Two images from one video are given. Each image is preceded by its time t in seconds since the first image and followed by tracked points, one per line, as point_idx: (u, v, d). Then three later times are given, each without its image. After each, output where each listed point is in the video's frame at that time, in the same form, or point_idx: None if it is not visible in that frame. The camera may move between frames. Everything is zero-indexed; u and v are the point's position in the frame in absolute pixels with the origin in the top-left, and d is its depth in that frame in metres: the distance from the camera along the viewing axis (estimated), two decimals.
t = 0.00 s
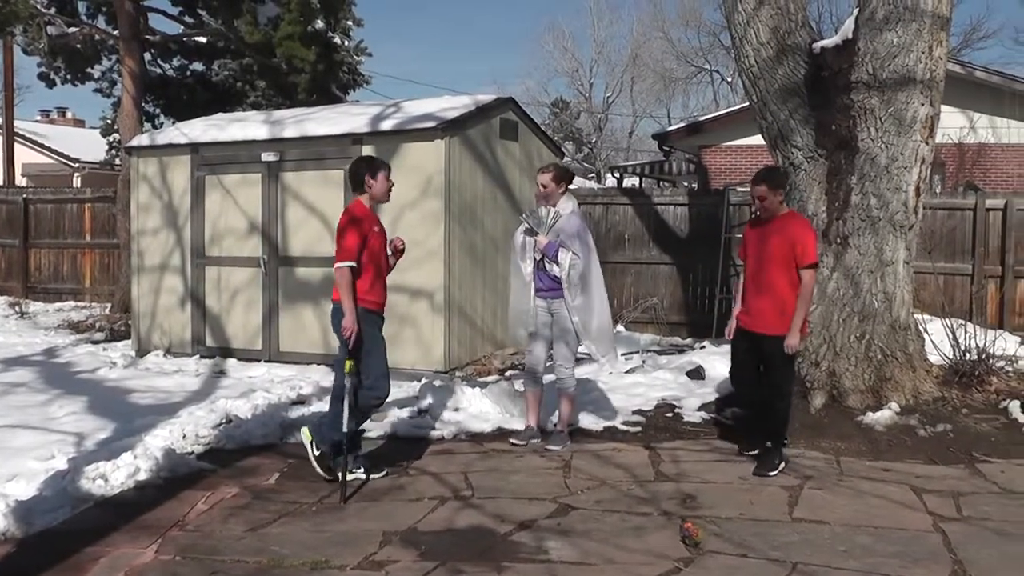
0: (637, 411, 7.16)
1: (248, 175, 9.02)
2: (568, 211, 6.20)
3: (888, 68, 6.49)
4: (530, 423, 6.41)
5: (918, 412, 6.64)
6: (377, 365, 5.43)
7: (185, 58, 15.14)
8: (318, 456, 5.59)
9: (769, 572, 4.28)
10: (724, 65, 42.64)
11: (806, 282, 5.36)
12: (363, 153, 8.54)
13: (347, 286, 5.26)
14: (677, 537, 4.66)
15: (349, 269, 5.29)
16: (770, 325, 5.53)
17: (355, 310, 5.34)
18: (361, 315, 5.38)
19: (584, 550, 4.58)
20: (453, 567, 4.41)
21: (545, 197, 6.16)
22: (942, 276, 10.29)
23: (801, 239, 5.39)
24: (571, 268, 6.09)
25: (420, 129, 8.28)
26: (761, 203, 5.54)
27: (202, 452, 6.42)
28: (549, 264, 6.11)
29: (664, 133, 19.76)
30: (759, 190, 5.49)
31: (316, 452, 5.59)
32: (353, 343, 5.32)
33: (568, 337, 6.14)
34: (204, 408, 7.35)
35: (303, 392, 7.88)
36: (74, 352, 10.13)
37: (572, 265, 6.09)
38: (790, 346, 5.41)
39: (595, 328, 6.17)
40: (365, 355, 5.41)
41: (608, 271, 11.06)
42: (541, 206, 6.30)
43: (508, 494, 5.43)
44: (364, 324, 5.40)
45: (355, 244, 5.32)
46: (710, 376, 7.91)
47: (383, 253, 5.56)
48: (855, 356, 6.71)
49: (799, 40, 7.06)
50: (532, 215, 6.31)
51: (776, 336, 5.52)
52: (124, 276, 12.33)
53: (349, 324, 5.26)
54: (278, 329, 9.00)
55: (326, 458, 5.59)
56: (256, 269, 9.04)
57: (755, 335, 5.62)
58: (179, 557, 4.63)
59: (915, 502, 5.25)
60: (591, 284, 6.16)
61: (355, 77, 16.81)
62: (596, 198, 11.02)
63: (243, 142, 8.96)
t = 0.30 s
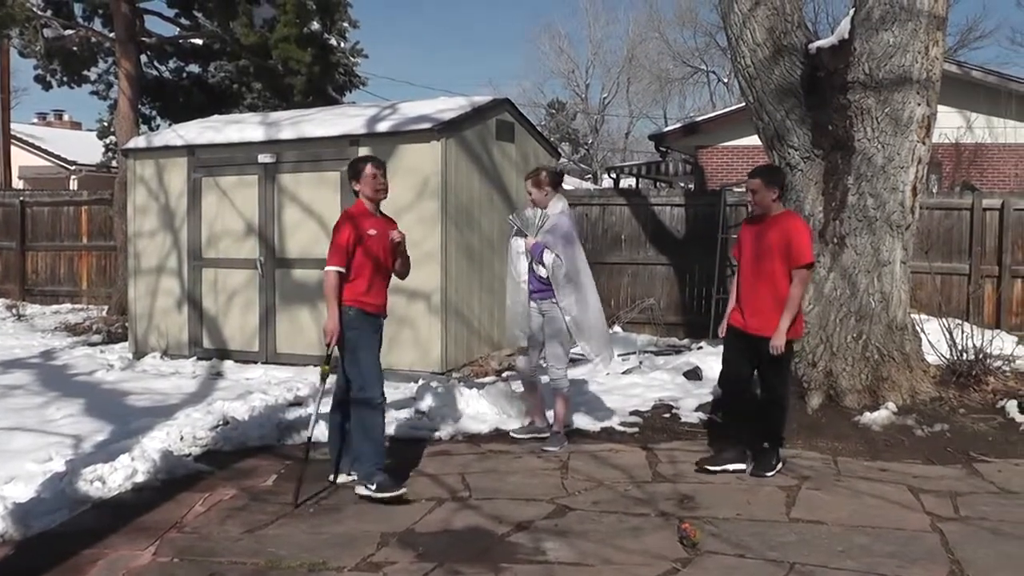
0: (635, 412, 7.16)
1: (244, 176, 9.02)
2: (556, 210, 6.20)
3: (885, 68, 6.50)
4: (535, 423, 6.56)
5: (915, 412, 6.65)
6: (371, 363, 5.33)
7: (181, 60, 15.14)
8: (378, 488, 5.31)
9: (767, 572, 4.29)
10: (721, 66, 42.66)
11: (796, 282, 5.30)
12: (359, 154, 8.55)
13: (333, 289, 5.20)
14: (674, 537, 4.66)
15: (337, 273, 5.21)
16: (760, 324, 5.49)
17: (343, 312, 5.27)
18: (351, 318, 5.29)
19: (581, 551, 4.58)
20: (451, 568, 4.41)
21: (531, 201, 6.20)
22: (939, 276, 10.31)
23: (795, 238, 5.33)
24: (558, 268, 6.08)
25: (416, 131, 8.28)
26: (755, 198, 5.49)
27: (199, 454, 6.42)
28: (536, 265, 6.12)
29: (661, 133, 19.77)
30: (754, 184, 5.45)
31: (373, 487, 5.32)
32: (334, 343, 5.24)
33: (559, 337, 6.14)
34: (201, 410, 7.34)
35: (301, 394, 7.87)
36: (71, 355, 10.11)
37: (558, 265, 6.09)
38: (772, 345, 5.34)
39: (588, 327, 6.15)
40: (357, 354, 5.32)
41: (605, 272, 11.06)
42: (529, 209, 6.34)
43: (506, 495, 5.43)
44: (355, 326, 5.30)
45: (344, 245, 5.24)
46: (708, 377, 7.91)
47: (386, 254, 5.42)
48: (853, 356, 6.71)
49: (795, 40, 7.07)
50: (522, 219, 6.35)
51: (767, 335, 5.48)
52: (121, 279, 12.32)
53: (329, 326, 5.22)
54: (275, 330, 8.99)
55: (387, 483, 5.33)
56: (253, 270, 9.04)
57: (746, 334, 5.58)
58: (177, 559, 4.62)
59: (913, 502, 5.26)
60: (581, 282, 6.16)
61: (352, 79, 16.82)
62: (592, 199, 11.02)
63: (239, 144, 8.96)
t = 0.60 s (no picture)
0: (634, 412, 7.16)
1: (243, 178, 9.02)
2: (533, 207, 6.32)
3: (884, 68, 6.50)
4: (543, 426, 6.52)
5: (915, 412, 6.65)
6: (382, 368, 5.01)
7: (180, 61, 15.14)
8: (387, 508, 5.04)
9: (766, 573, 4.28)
10: (719, 67, 42.66)
11: (796, 280, 5.29)
12: (359, 156, 8.55)
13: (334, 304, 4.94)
14: (674, 538, 4.65)
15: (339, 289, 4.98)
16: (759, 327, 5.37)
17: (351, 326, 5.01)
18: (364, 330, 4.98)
19: (581, 552, 4.58)
20: (450, 569, 4.41)
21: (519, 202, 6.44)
22: (939, 276, 10.31)
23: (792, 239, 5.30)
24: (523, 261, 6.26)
25: (415, 132, 8.28)
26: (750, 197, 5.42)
27: (199, 456, 6.42)
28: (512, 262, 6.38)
29: (659, 134, 19.77)
30: (751, 181, 5.42)
31: (383, 508, 5.06)
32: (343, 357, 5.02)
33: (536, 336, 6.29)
34: (201, 412, 7.32)
35: (300, 395, 7.87)
36: (71, 356, 10.11)
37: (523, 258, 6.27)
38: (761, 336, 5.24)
39: (568, 325, 6.28)
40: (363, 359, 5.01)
41: (605, 273, 11.06)
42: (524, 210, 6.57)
43: (505, 497, 5.43)
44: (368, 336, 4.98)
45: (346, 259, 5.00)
46: (707, 377, 7.91)
47: (395, 266, 5.13)
48: (852, 356, 6.71)
49: (794, 41, 7.07)
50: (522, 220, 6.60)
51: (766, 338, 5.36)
52: (121, 280, 12.32)
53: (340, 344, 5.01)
54: (274, 332, 8.99)
55: (396, 503, 5.04)
56: (252, 272, 9.04)
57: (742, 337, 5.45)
58: (176, 561, 4.62)
59: (912, 502, 5.25)
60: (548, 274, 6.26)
61: (351, 80, 16.83)
62: (592, 200, 11.04)
63: (238, 146, 8.96)
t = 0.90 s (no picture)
0: (621, 413, 7.17)
1: (231, 176, 8.99)
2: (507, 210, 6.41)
3: (872, 72, 6.51)
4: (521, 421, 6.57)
5: (901, 415, 6.67)
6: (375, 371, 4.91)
7: (169, 59, 15.09)
8: (373, 511, 4.99)
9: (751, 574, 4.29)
10: (709, 69, 42.75)
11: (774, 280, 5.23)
12: (348, 155, 8.54)
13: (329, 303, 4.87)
14: (660, 540, 4.65)
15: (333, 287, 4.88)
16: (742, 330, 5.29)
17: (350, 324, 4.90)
18: (361, 329, 4.91)
19: (567, 553, 4.57)
20: (435, 570, 4.40)
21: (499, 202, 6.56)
22: (926, 280, 10.35)
23: (769, 238, 5.27)
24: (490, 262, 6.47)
25: (403, 132, 8.27)
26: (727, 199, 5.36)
27: (185, 456, 6.39)
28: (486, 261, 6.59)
29: (649, 135, 19.80)
30: (731, 180, 5.33)
31: (399, 494, 5.16)
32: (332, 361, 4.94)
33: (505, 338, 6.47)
34: (188, 411, 7.29)
35: (287, 395, 7.85)
36: (56, 355, 10.06)
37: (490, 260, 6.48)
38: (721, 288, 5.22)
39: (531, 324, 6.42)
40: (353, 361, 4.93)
41: (593, 274, 11.07)
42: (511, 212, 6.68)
43: (492, 497, 5.42)
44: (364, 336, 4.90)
45: (341, 255, 4.91)
46: (694, 379, 7.92)
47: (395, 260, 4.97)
48: (839, 359, 6.73)
49: (783, 44, 7.08)
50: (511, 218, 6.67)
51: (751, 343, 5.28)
52: (107, 279, 12.26)
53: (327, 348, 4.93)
54: (261, 331, 8.96)
55: (382, 504, 5.00)
56: (240, 271, 9.01)
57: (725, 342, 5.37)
58: (161, 562, 4.60)
59: (898, 504, 5.27)
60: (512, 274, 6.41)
61: (340, 80, 16.80)
62: (580, 201, 11.05)
63: (226, 144, 8.93)
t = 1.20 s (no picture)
0: (609, 413, 7.17)
1: (218, 177, 8.96)
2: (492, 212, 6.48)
3: (858, 73, 6.50)
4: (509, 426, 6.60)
5: (887, 414, 6.70)
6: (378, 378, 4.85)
7: (155, 60, 15.03)
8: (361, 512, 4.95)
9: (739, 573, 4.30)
10: (695, 70, 42.82)
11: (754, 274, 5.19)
12: (334, 156, 8.51)
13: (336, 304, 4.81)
14: (647, 540, 4.65)
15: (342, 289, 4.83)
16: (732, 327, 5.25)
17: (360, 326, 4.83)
18: (368, 334, 4.85)
19: (555, 553, 4.57)
20: (423, 571, 4.39)
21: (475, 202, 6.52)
22: (912, 279, 10.39)
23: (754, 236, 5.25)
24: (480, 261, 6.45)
25: (389, 133, 8.25)
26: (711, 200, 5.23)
27: (172, 458, 6.36)
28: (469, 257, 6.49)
29: (635, 136, 19.82)
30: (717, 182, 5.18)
31: (494, 492, 4.87)
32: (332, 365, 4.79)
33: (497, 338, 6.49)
34: (175, 413, 7.26)
35: (274, 397, 7.83)
36: (42, 357, 10.00)
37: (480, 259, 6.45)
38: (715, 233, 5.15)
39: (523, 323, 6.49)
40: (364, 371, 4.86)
41: (580, 274, 11.07)
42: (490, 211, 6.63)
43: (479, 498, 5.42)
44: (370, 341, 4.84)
45: (351, 257, 4.84)
46: (682, 379, 7.93)
47: (408, 265, 4.87)
48: (826, 358, 6.76)
49: (769, 44, 7.11)
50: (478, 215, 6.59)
51: (740, 340, 5.25)
52: (93, 280, 12.20)
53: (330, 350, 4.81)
54: (248, 332, 8.93)
55: (371, 507, 4.96)
56: (226, 272, 8.99)
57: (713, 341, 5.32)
58: (148, 564, 4.57)
59: (885, 503, 5.29)
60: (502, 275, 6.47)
61: (327, 80, 16.78)
62: (567, 201, 11.05)
63: (213, 145, 8.90)
